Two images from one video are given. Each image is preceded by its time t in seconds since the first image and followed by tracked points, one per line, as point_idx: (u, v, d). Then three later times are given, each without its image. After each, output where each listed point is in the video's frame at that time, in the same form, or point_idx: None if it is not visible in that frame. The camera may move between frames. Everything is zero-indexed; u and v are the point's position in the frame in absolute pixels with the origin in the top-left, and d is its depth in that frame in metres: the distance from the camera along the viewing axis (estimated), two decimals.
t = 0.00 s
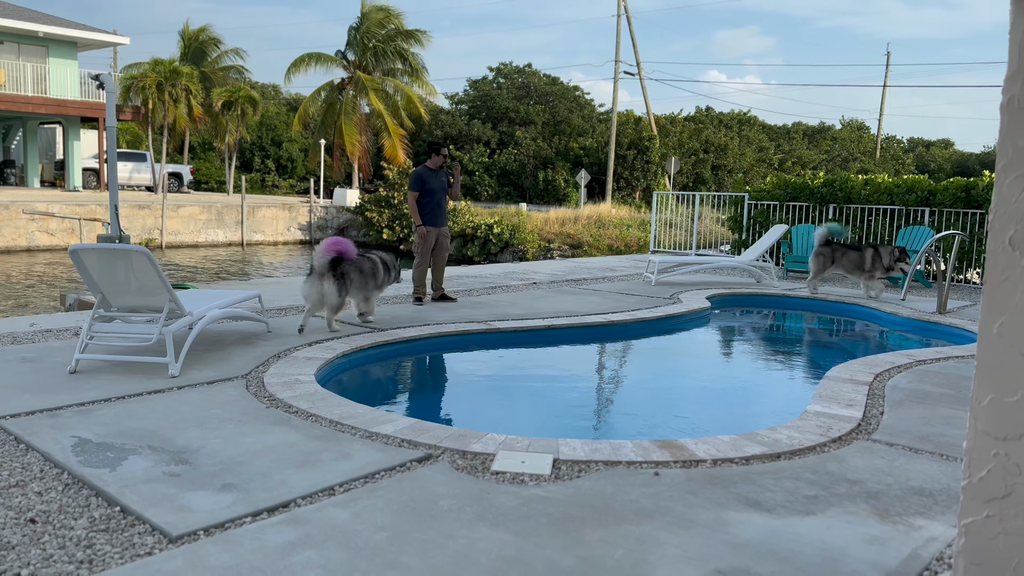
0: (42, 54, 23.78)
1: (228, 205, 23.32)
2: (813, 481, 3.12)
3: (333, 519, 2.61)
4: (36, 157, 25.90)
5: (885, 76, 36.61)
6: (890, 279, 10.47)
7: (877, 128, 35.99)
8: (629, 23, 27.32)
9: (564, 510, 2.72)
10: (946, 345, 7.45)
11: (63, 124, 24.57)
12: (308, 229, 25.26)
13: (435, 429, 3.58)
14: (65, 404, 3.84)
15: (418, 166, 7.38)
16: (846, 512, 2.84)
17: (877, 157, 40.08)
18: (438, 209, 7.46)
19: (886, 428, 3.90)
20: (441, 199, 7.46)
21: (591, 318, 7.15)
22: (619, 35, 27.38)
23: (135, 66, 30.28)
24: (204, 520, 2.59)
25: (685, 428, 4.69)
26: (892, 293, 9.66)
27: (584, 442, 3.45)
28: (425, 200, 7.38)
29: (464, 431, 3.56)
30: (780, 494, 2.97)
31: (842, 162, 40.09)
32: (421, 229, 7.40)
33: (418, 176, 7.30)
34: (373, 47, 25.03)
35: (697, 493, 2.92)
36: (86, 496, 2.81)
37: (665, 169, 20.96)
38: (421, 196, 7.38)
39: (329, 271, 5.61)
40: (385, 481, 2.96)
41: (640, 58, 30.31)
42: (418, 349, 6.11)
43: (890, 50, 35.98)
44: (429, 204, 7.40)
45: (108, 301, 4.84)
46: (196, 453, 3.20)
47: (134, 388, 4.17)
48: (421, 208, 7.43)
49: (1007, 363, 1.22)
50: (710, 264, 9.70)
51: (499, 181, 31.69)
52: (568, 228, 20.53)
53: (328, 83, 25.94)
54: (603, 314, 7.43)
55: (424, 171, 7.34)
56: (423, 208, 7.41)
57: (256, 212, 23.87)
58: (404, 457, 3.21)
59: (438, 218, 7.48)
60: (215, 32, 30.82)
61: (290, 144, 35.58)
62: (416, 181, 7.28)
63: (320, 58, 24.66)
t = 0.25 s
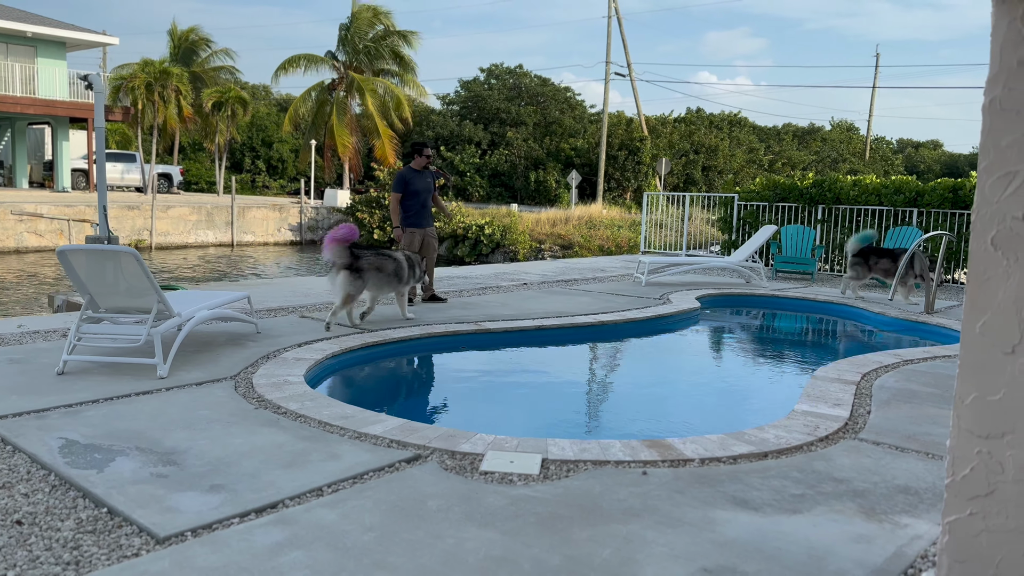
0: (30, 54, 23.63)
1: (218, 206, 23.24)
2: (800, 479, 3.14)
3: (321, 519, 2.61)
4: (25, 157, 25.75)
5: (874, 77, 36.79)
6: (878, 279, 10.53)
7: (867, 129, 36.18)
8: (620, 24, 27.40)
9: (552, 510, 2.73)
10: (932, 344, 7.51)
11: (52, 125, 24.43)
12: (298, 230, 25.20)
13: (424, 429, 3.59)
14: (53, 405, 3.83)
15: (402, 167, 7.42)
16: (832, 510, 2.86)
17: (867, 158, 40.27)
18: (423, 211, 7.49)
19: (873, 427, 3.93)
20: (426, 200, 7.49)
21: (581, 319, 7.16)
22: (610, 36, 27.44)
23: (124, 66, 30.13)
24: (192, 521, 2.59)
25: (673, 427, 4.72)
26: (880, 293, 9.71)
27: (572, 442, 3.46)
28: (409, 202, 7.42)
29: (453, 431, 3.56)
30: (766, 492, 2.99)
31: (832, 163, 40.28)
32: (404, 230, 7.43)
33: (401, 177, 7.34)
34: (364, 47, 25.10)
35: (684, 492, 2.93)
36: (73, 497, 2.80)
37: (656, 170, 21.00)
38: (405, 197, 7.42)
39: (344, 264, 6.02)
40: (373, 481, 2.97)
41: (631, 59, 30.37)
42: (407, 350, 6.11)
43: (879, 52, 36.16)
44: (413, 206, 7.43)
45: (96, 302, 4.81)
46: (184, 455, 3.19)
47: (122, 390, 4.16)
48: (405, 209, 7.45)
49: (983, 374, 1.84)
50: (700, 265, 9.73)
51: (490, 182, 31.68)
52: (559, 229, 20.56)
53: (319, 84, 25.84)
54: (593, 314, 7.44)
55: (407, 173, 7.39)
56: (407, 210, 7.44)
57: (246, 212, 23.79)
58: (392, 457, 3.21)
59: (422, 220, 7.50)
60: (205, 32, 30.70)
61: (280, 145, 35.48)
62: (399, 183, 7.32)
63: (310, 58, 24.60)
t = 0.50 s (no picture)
0: (14, 54, 23.43)
1: (204, 206, 23.11)
2: (786, 478, 3.16)
3: (307, 521, 2.61)
4: (9, 158, 25.53)
5: (860, 78, 37.03)
6: (865, 279, 10.60)
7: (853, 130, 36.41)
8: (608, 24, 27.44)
9: (539, 510, 2.73)
10: (916, 343, 7.56)
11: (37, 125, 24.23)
12: (286, 230, 25.09)
13: (411, 430, 3.58)
14: (37, 407, 3.80)
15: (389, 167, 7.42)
16: (817, 509, 2.88)
17: (853, 158, 40.53)
18: (410, 210, 7.50)
19: (858, 425, 3.96)
20: (413, 200, 7.49)
21: (569, 319, 7.16)
22: (597, 36, 27.49)
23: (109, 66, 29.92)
24: (178, 523, 2.57)
25: (662, 427, 4.73)
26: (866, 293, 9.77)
27: (560, 441, 3.47)
28: (396, 201, 7.43)
29: (441, 432, 3.56)
30: (752, 491, 3.01)
31: (818, 163, 40.52)
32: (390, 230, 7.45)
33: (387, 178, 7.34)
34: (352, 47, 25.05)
35: (671, 491, 2.94)
36: (56, 500, 2.78)
37: (644, 170, 21.04)
38: (391, 197, 7.41)
39: (370, 267, 6.27)
40: (360, 483, 2.96)
41: (619, 59, 30.43)
42: (395, 351, 6.10)
43: (865, 52, 36.36)
44: (400, 206, 7.44)
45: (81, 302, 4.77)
46: (169, 456, 3.17)
47: (108, 391, 4.14)
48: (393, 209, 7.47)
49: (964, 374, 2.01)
50: (687, 265, 9.78)
51: (479, 182, 31.66)
52: (547, 229, 20.57)
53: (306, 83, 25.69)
54: (581, 314, 7.45)
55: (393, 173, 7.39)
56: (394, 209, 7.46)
57: (233, 213, 23.68)
58: (379, 458, 3.21)
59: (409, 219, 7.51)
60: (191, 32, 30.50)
61: (268, 145, 35.33)
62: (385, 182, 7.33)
63: (296, 58, 24.50)
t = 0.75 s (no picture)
0: None
1: (186, 206, 22.93)
2: (769, 475, 3.17)
3: (290, 521, 2.60)
4: None
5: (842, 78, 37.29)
6: (847, 277, 10.69)
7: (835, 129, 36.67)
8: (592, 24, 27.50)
9: (523, 509, 2.73)
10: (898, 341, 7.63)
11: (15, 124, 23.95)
12: (269, 230, 24.93)
13: (396, 430, 3.57)
14: (16, 409, 3.75)
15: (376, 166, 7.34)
16: (800, 505, 2.89)
17: (835, 158, 40.83)
18: (398, 210, 7.47)
19: (840, 422, 3.99)
20: (401, 199, 7.48)
21: (554, 318, 7.17)
22: (582, 36, 27.52)
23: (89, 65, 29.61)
24: (160, 525, 2.55)
25: (648, 425, 4.75)
26: (848, 291, 9.84)
27: (544, 440, 3.47)
28: (386, 201, 7.38)
29: (425, 432, 3.55)
30: (735, 488, 3.02)
31: (802, 162, 40.79)
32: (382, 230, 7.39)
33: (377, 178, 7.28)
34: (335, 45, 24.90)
35: (655, 489, 2.95)
36: (36, 503, 2.75)
37: (628, 169, 21.06)
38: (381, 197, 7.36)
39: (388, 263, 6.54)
40: (344, 483, 2.95)
41: (603, 59, 30.47)
42: (380, 350, 6.09)
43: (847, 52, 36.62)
44: (390, 206, 7.40)
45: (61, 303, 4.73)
46: (151, 458, 3.15)
47: (88, 393, 4.09)
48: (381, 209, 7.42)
49: (944, 371, 2.22)
50: (671, 263, 9.81)
51: (464, 181, 31.60)
52: (533, 228, 20.56)
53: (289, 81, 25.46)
54: (566, 313, 7.46)
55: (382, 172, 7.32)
56: (383, 209, 7.40)
57: (215, 212, 23.52)
58: (363, 458, 3.20)
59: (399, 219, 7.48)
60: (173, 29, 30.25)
61: (251, 144, 35.11)
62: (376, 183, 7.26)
63: (279, 56, 24.30)
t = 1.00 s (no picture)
0: None
1: (164, 205, 22.71)
2: (749, 471, 3.19)
3: (270, 522, 2.58)
4: None
5: (819, 77, 37.65)
6: (825, 274, 10.79)
7: (813, 128, 37.03)
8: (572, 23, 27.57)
9: (505, 507, 2.73)
10: (877, 337, 7.70)
11: None
12: (249, 229, 24.75)
13: (377, 429, 3.56)
14: None
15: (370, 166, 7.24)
16: (779, 501, 2.91)
17: (813, 156, 41.23)
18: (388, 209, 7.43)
19: (818, 418, 4.02)
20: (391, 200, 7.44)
21: (536, 316, 7.18)
22: (562, 34, 27.58)
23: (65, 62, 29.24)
24: (138, 527, 2.53)
25: (631, 422, 4.76)
26: (826, 288, 9.94)
27: (526, 438, 3.47)
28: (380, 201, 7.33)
29: (407, 431, 3.53)
30: (715, 484, 3.04)
31: (780, 161, 41.15)
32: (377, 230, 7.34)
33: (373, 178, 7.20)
34: (314, 42, 24.75)
35: (636, 485, 2.97)
36: (12, 506, 2.71)
37: (609, 168, 21.12)
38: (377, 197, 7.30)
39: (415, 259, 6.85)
40: (325, 483, 2.94)
41: (584, 57, 30.55)
42: (362, 349, 6.06)
43: (825, 52, 36.96)
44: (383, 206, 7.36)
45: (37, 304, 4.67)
46: (129, 459, 3.12)
47: (65, 394, 4.04)
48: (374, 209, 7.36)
49: (920, 367, 2.25)
50: (652, 261, 9.84)
51: (445, 180, 31.56)
52: (514, 227, 20.57)
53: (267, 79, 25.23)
54: (549, 311, 7.47)
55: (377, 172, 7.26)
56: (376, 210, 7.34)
57: (193, 211, 23.32)
58: (344, 458, 3.18)
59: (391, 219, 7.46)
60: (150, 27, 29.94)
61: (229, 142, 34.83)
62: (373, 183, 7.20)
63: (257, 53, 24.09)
